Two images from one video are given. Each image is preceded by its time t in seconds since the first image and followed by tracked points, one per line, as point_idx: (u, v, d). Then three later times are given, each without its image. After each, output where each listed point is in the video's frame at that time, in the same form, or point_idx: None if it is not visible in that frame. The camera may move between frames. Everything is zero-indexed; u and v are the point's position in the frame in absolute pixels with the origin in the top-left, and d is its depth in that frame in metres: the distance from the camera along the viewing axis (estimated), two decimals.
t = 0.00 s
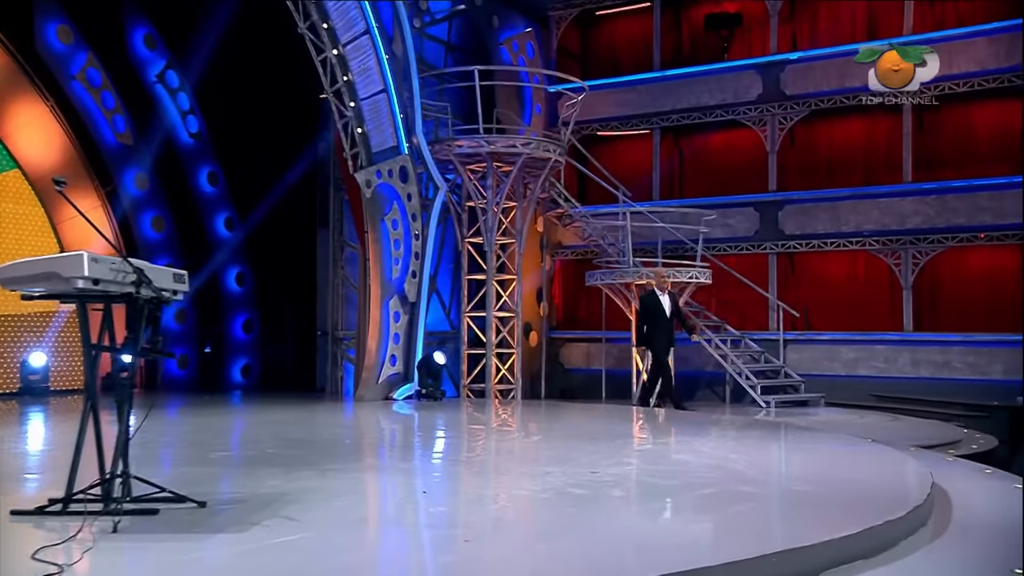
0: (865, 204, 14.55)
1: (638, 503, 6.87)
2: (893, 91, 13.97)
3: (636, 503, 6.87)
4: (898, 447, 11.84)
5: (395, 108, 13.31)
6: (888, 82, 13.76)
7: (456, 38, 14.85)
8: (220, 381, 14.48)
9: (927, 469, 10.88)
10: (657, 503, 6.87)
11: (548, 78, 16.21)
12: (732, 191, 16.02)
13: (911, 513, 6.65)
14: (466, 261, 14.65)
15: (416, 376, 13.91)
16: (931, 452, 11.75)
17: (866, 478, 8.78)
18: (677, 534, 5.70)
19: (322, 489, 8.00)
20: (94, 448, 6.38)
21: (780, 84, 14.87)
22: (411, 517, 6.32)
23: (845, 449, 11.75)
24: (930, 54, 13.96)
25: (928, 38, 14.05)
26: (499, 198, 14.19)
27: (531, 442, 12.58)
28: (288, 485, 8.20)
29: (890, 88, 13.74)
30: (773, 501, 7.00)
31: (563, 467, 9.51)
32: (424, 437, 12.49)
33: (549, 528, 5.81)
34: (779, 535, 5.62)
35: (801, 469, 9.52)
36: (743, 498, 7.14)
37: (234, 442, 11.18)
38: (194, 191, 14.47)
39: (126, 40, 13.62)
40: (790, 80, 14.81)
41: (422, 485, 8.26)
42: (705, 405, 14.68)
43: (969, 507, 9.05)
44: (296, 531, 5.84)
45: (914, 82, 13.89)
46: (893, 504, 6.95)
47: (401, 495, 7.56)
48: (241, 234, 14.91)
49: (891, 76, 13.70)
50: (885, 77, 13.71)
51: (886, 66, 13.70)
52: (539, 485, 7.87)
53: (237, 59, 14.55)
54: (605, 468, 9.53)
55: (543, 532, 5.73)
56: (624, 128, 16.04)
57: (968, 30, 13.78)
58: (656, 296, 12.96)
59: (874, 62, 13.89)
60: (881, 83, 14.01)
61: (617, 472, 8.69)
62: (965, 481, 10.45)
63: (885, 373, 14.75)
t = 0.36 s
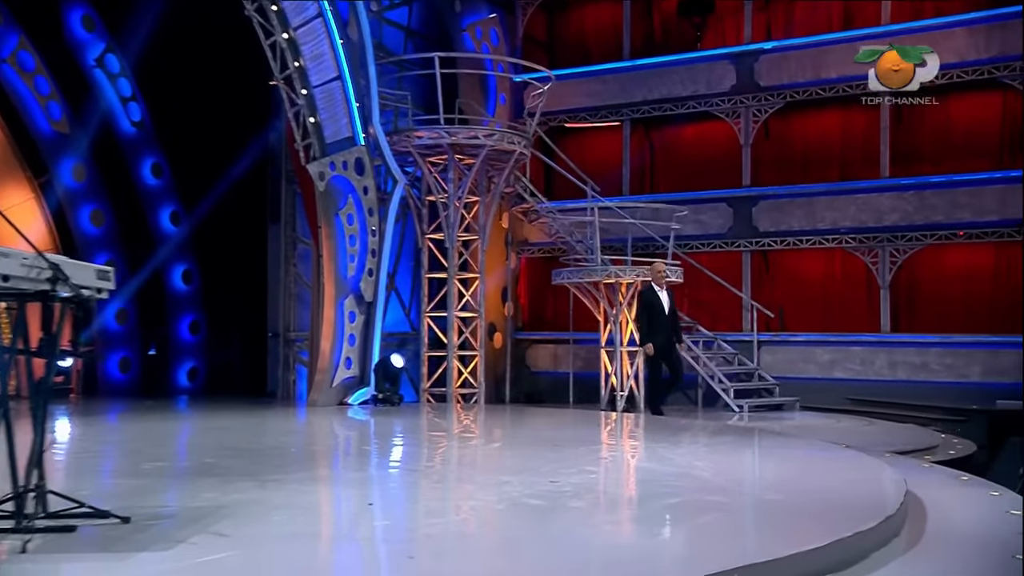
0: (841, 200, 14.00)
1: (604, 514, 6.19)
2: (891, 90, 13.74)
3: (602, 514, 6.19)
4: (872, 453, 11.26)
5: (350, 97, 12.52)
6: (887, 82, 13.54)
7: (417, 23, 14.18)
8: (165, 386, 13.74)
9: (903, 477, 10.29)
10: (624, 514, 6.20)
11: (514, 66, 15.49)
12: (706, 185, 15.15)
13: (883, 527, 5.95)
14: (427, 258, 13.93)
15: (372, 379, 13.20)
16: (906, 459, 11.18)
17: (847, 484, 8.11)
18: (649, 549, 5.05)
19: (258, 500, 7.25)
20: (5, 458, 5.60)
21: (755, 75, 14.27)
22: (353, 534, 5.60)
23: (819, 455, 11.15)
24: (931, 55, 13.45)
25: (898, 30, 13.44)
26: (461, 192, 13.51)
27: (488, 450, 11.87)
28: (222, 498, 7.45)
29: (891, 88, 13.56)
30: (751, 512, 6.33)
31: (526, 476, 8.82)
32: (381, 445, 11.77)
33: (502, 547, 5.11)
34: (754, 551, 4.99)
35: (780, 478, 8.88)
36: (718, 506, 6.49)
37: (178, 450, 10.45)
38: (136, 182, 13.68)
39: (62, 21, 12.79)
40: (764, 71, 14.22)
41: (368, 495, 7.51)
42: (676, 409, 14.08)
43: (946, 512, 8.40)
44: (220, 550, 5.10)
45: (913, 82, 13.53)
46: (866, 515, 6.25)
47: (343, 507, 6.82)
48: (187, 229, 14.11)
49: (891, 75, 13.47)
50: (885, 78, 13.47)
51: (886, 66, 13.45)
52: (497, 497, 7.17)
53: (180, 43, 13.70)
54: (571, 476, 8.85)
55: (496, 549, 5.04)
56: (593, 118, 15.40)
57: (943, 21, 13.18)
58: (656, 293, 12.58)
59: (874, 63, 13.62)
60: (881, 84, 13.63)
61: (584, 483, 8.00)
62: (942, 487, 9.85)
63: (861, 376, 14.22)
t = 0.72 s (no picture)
0: (817, 192, 13.32)
1: (563, 522, 5.45)
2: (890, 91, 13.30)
3: (560, 530, 5.41)
4: (847, 458, 10.58)
5: (297, 79, 11.76)
6: (887, 80, 13.07)
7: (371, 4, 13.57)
8: (100, 391, 12.79)
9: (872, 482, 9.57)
10: (580, 525, 5.45)
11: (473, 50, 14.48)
12: (678, 178, 14.38)
13: (851, 539, 5.18)
14: (382, 253, 13.13)
15: (321, 383, 12.45)
16: (881, 465, 10.53)
17: (820, 491, 7.32)
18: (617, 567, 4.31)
19: (170, 510, 6.39)
20: None
21: (728, 61, 13.57)
22: (279, 553, 4.75)
23: (792, 460, 10.45)
24: (930, 53, 12.84)
25: (876, 14, 12.88)
26: (418, 182, 12.78)
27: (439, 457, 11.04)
28: (141, 512, 6.52)
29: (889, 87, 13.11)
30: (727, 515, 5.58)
31: (480, 480, 8.02)
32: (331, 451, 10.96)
33: (454, 562, 4.32)
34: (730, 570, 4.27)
35: (756, 480, 8.14)
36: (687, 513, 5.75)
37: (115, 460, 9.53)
38: (71, 173, 12.50)
39: None
40: (737, 58, 13.53)
41: (297, 503, 6.68)
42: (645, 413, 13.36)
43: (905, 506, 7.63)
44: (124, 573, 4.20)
45: (913, 82, 13.10)
46: (831, 526, 5.48)
47: (264, 516, 5.98)
48: (125, 222, 13.07)
49: (891, 76, 13.03)
50: (885, 78, 13.03)
51: (886, 66, 12.99)
52: (443, 508, 6.36)
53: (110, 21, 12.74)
54: (530, 481, 8.06)
55: (445, 556, 4.29)
56: (559, 107, 14.51)
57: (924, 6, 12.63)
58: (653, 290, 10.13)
59: (875, 61, 13.00)
60: (880, 85, 13.16)
61: (543, 492, 7.22)
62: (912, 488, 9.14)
63: (838, 378, 13.56)
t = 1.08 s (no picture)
0: (796, 180, 12.51)
1: (524, 535, 4.72)
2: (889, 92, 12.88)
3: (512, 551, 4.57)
4: (824, 459, 9.77)
5: (242, 57, 10.99)
6: (888, 81, 12.73)
7: None
8: (31, 391, 11.92)
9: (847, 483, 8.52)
10: (540, 545, 4.59)
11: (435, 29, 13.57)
12: (652, 165, 13.61)
13: (822, 549, 4.49)
14: (335, 244, 12.27)
15: (269, 383, 11.60)
16: (860, 467, 9.54)
17: (795, 495, 6.53)
18: None
19: (66, 519, 5.46)
20: None
21: (703, 41, 12.75)
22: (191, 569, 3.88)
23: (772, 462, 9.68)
24: (930, 55, 12.67)
25: None
26: (374, 168, 11.99)
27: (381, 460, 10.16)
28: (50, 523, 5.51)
29: (890, 89, 12.73)
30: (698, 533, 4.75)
31: (428, 485, 7.16)
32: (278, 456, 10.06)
33: None
34: None
35: (733, 480, 7.31)
36: (658, 526, 4.97)
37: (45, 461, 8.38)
38: None
39: None
40: (712, 38, 12.71)
41: (215, 516, 5.77)
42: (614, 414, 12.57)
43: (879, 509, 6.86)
44: None
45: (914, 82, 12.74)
46: (799, 534, 4.79)
47: (166, 528, 5.10)
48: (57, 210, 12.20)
49: (892, 76, 12.70)
50: (886, 78, 12.69)
51: (886, 66, 12.67)
52: (381, 518, 5.50)
53: None
54: (485, 486, 7.23)
55: None
56: (525, 89, 13.59)
57: None
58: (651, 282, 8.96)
59: (877, 62, 12.73)
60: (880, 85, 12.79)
61: (497, 500, 6.39)
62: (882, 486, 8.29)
63: (818, 376, 12.78)
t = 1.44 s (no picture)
0: (773, 168, 11.76)
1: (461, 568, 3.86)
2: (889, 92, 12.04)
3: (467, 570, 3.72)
4: (799, 463, 8.92)
5: (175, 30, 10.16)
6: (889, 83, 11.94)
7: None
8: None
9: (820, 493, 7.35)
10: None
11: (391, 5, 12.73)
12: (623, 152, 12.84)
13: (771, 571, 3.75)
14: (279, 235, 11.39)
15: (205, 384, 10.70)
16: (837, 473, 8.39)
17: (766, 510, 5.63)
18: None
19: None
20: None
21: (676, 21, 11.93)
22: None
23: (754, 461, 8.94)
24: (932, 54, 11.88)
25: None
26: (321, 153, 11.09)
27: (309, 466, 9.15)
28: None
29: (891, 90, 11.94)
30: (661, 563, 3.98)
31: (365, 499, 6.29)
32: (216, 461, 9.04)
33: None
34: None
35: (709, 492, 6.43)
36: (617, 552, 4.22)
37: None
38: None
39: None
40: (686, 17, 11.89)
41: (114, 528, 4.86)
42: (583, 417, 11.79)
43: (858, 524, 5.91)
44: None
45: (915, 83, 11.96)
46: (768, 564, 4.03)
47: (45, 544, 4.29)
48: None
49: (891, 76, 11.93)
50: (885, 78, 11.92)
51: (886, 65, 11.92)
52: (309, 533, 4.74)
53: None
54: (429, 498, 6.37)
55: None
56: (487, 70, 12.73)
57: None
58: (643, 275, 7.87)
59: (877, 63, 11.94)
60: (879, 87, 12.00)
61: (442, 513, 5.52)
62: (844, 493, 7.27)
63: (796, 377, 11.84)
